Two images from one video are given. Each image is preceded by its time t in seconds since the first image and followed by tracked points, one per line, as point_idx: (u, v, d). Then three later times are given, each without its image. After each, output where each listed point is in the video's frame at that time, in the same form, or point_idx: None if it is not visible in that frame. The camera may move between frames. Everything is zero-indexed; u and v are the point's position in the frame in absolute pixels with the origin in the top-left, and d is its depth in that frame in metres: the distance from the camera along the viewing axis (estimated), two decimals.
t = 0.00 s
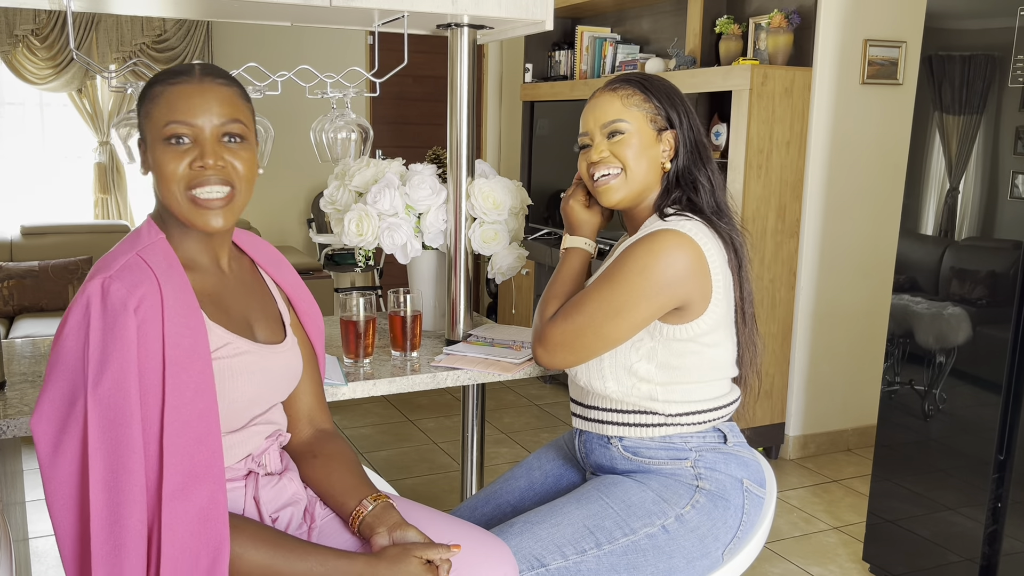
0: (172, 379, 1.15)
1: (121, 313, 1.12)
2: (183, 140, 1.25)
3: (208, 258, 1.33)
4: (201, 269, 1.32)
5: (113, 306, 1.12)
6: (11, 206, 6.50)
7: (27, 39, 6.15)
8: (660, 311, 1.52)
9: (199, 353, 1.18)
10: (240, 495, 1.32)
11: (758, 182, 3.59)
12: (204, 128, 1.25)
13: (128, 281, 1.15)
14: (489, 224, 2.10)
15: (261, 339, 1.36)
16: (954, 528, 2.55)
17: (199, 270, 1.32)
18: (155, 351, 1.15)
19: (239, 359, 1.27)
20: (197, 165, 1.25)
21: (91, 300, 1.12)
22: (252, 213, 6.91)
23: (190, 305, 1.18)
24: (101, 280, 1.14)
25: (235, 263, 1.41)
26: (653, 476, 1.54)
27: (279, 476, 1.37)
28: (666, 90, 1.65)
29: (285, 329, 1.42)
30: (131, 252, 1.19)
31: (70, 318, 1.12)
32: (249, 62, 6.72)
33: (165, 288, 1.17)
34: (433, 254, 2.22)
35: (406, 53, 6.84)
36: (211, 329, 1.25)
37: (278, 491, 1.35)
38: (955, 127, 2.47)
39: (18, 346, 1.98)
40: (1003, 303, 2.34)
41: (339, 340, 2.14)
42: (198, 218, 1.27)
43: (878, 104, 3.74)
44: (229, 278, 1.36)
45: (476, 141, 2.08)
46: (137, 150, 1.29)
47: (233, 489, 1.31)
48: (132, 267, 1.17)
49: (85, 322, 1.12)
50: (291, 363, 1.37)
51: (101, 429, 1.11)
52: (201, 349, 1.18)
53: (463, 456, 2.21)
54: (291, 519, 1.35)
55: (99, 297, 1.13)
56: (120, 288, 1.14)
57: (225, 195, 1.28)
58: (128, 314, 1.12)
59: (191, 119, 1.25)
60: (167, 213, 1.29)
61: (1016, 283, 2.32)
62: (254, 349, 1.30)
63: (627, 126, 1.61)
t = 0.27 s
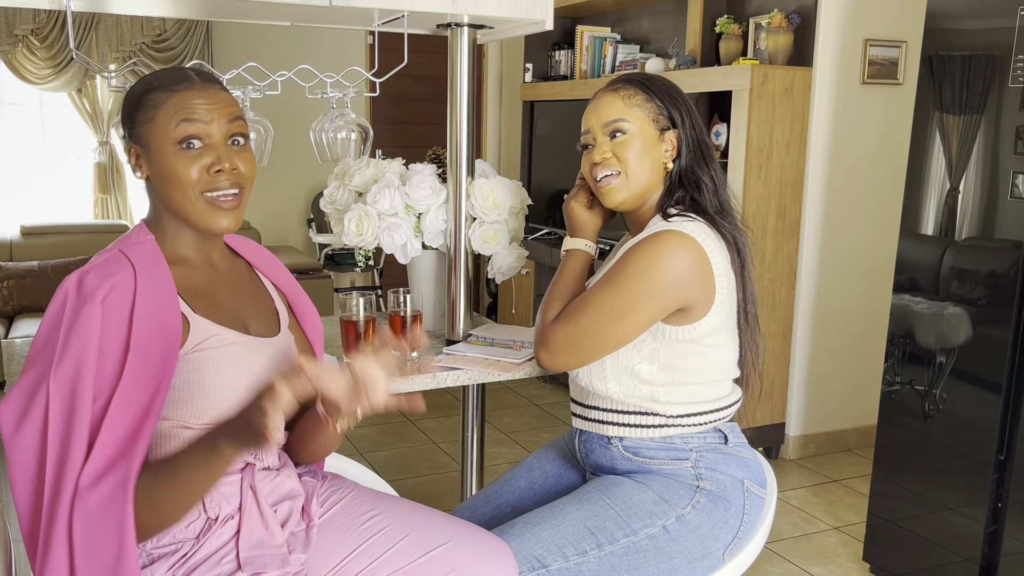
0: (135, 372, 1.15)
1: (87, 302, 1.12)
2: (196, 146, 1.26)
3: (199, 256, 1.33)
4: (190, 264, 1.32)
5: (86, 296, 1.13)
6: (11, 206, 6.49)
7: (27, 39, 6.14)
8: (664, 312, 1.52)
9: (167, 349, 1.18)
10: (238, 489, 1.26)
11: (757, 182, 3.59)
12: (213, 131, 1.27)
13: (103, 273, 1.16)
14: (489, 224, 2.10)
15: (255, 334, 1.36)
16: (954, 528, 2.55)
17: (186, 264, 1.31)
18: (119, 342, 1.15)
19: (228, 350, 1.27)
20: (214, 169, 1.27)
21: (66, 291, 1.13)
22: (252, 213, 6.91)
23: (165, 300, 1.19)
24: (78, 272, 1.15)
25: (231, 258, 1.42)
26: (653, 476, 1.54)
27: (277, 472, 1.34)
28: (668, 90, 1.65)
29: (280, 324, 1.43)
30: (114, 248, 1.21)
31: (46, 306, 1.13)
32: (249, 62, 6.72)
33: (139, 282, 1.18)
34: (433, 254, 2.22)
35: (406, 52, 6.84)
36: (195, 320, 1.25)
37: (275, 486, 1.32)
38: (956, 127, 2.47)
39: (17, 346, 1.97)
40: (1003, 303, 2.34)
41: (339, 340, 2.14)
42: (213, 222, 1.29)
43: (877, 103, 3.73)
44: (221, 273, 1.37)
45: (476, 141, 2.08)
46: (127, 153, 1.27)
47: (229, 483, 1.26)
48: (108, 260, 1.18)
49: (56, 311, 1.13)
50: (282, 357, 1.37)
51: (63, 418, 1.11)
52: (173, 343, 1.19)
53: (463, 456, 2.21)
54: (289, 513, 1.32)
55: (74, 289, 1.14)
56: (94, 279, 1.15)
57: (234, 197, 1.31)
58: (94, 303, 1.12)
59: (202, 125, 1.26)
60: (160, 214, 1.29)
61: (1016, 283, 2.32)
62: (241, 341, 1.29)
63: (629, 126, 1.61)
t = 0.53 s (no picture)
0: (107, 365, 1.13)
1: (69, 291, 1.14)
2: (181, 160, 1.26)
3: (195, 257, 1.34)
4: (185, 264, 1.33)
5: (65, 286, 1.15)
6: (11, 206, 6.49)
7: (27, 39, 6.14)
8: (662, 312, 1.52)
9: (142, 347, 1.15)
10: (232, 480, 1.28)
11: (758, 182, 3.59)
12: (200, 147, 1.27)
13: (87, 266, 1.17)
14: (489, 224, 2.10)
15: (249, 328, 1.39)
16: (954, 528, 2.55)
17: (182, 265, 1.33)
18: (93, 338, 1.14)
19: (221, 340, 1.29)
20: (195, 184, 1.27)
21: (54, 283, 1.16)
22: (252, 213, 6.91)
23: (144, 293, 1.18)
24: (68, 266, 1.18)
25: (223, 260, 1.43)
26: (653, 476, 1.54)
27: (274, 466, 1.34)
28: (668, 90, 1.65)
29: (270, 318, 1.44)
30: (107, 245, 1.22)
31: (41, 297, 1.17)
32: (250, 62, 6.72)
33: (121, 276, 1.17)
34: (433, 254, 2.22)
35: (406, 52, 6.84)
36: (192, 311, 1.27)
37: (272, 480, 1.33)
38: (955, 127, 2.47)
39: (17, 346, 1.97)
40: (1003, 303, 2.34)
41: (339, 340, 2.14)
42: (193, 234, 1.29)
43: (877, 103, 3.73)
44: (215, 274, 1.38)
45: (476, 141, 2.08)
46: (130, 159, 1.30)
47: (222, 473, 1.27)
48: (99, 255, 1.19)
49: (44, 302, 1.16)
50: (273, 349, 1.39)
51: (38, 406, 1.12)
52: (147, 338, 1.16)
53: (463, 456, 2.21)
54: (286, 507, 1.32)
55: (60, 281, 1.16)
56: (77, 271, 1.17)
57: (218, 211, 1.30)
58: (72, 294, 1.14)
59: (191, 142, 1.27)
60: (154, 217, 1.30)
61: (1016, 283, 2.32)
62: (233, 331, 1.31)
63: (629, 126, 1.61)
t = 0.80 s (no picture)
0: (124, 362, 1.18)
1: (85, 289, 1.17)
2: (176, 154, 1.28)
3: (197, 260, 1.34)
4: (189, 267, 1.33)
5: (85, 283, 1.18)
6: (11, 206, 6.49)
7: (27, 39, 6.14)
8: (662, 311, 1.52)
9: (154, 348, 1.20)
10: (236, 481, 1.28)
11: (758, 182, 3.59)
12: (195, 138, 1.28)
13: (103, 266, 1.21)
14: (489, 224, 2.10)
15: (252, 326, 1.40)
16: (954, 528, 2.55)
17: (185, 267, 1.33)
18: (110, 334, 1.19)
19: (225, 342, 1.29)
20: (190, 175, 1.27)
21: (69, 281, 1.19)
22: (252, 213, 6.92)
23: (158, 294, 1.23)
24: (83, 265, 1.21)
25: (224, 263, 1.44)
26: (653, 476, 1.54)
27: (278, 469, 1.35)
28: (669, 90, 1.65)
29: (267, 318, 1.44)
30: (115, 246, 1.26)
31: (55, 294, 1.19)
32: (250, 62, 6.72)
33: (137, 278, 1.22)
34: (433, 254, 2.22)
35: (406, 52, 6.84)
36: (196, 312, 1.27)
37: (275, 482, 1.34)
38: (955, 127, 2.47)
39: (17, 346, 1.97)
40: (1003, 303, 2.34)
41: (339, 340, 2.14)
42: (192, 228, 1.29)
43: (877, 103, 3.73)
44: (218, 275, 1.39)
45: (476, 141, 2.08)
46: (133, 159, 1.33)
47: (227, 475, 1.28)
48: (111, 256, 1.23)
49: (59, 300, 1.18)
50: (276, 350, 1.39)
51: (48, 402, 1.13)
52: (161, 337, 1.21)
53: (463, 456, 2.21)
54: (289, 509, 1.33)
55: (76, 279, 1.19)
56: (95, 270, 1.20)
57: (215, 203, 1.30)
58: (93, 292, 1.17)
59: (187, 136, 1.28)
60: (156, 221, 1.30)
61: (1016, 283, 2.32)
62: (240, 333, 1.31)
63: (630, 124, 1.61)
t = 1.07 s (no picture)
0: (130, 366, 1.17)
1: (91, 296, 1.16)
2: (211, 153, 1.28)
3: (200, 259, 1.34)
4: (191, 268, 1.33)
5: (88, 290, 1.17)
6: (11, 206, 6.49)
7: (27, 39, 6.14)
8: (665, 310, 1.52)
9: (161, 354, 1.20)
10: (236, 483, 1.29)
11: (758, 183, 3.59)
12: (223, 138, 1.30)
13: (105, 271, 1.20)
14: (489, 224, 2.10)
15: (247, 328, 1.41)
16: (954, 528, 2.55)
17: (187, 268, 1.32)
18: (116, 340, 1.18)
19: (229, 344, 1.31)
20: (226, 175, 1.29)
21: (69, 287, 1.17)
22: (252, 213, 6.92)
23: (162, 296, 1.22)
24: (83, 270, 1.19)
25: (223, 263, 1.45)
26: (653, 476, 1.53)
27: (277, 469, 1.36)
28: (672, 91, 1.65)
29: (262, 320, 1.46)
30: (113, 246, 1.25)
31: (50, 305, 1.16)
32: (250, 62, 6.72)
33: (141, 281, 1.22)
34: (433, 254, 2.22)
35: (406, 52, 6.84)
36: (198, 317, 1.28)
37: (274, 483, 1.34)
38: (955, 127, 2.47)
39: (18, 346, 1.97)
40: (1003, 303, 2.34)
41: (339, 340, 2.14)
42: (223, 227, 1.31)
43: (877, 104, 3.73)
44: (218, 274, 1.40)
45: (476, 141, 2.08)
46: (131, 158, 1.28)
47: (226, 477, 1.29)
48: (110, 258, 1.23)
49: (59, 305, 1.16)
50: (276, 349, 1.41)
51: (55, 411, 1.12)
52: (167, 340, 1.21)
53: (463, 456, 2.21)
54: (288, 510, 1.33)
55: (78, 286, 1.17)
56: (97, 276, 1.19)
57: (244, 203, 1.33)
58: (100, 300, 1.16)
59: (218, 135, 1.29)
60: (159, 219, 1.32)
61: (1016, 283, 2.32)
62: (242, 334, 1.33)
63: (632, 122, 1.61)
